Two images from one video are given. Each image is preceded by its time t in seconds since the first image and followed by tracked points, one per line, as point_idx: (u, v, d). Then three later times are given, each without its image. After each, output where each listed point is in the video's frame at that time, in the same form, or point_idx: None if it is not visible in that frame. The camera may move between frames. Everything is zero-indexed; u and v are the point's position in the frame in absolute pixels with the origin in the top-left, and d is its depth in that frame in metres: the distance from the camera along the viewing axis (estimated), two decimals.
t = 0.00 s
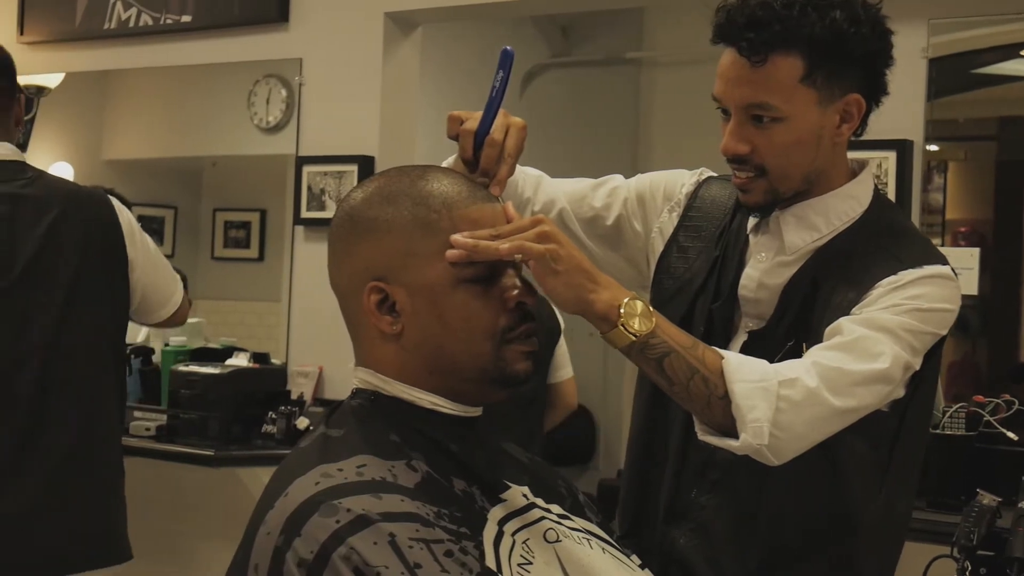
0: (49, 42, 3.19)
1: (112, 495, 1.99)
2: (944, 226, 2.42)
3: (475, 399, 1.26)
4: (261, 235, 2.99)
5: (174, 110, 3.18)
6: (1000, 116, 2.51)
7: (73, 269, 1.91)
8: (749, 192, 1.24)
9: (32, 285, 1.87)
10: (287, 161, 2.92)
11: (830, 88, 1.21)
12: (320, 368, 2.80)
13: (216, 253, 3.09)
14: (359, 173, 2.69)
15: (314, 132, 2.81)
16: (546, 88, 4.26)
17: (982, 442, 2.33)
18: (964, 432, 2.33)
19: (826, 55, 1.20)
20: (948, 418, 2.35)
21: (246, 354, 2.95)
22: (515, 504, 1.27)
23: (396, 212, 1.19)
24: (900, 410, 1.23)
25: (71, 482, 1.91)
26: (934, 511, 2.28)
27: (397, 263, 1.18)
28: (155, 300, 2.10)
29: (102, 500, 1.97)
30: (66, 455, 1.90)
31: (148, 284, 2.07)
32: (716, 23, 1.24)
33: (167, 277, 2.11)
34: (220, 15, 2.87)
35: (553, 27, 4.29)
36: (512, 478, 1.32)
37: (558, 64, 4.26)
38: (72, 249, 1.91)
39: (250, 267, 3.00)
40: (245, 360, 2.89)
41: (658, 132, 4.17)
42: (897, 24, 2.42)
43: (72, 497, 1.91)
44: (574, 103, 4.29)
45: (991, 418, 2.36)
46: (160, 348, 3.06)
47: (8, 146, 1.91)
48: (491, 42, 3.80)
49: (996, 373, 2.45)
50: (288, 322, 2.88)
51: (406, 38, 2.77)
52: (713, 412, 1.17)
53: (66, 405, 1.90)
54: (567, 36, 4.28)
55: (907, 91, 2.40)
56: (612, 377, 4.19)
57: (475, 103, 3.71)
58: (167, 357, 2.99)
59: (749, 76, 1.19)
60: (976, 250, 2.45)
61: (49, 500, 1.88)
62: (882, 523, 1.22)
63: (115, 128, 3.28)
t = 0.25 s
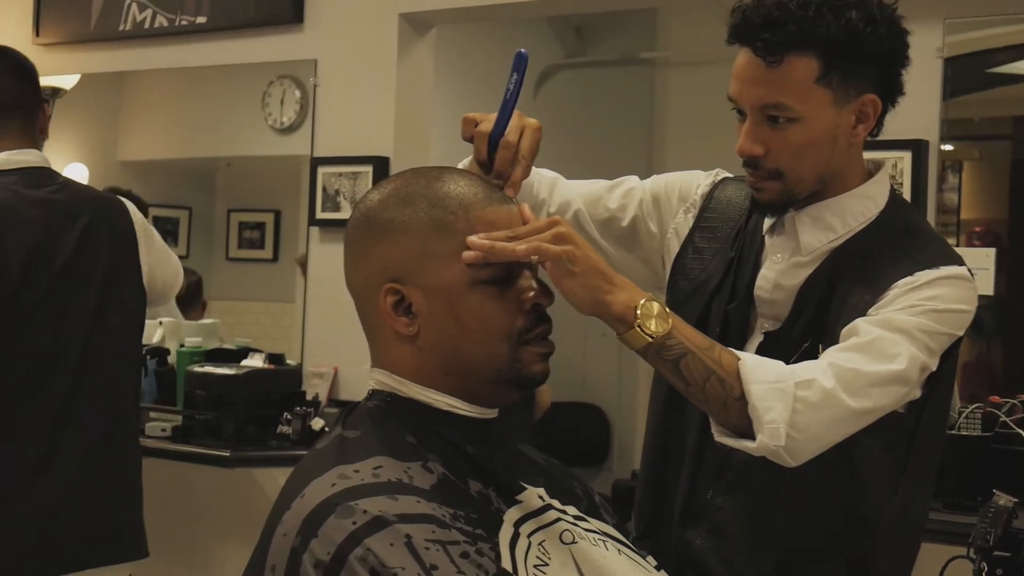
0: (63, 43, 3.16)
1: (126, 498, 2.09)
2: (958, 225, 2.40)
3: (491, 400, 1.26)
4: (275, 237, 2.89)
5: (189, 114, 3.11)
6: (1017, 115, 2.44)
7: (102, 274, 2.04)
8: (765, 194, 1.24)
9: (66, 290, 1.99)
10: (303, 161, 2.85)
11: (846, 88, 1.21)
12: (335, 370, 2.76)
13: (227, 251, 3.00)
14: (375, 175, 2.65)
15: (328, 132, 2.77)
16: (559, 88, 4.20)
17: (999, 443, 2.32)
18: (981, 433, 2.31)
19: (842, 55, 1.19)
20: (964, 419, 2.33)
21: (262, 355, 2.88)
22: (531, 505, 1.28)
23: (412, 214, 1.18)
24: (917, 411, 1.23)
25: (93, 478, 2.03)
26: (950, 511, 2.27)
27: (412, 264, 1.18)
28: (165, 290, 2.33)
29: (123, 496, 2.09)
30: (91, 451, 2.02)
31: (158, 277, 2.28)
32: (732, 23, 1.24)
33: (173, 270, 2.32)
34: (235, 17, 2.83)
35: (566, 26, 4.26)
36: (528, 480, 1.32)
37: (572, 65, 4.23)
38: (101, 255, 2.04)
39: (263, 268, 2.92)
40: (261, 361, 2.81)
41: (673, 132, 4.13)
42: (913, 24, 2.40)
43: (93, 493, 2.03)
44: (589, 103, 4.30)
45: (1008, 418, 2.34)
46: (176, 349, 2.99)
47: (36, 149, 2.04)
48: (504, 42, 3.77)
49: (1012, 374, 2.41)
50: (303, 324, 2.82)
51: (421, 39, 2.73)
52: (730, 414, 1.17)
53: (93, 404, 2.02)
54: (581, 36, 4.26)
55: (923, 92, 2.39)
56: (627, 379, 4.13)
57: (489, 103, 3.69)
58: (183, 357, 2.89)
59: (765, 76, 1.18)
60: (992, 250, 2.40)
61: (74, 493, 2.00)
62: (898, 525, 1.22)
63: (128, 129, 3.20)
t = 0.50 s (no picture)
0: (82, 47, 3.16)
1: (143, 501, 2.10)
2: (974, 226, 2.39)
3: (508, 403, 1.26)
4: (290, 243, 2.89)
5: (206, 117, 3.08)
6: None
7: (133, 280, 2.10)
8: (782, 196, 1.24)
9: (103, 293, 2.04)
10: (320, 163, 2.83)
11: (863, 90, 1.20)
12: (350, 372, 2.75)
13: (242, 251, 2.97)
14: (390, 177, 2.64)
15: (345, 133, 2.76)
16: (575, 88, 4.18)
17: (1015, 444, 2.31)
18: (998, 435, 2.31)
19: (860, 56, 1.19)
20: (980, 422, 2.35)
21: (277, 358, 2.87)
22: (548, 508, 1.27)
23: (429, 217, 1.18)
24: (935, 413, 1.22)
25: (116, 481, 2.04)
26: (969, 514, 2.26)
27: (429, 266, 1.18)
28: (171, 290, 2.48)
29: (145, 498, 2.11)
30: (115, 455, 2.03)
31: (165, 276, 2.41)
32: (749, 25, 1.24)
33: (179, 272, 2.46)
34: (251, 20, 2.83)
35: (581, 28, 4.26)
36: (545, 482, 1.32)
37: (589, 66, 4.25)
38: (133, 261, 2.11)
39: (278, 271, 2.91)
40: (276, 363, 2.81)
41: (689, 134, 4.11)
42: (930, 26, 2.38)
43: (118, 494, 2.04)
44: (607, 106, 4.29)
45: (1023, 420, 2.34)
46: (192, 351, 3.00)
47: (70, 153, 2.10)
48: (519, 44, 3.76)
49: None
50: (319, 325, 2.80)
51: (436, 41, 2.71)
52: (747, 416, 1.17)
53: (121, 406, 2.05)
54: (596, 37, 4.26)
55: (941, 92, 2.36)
56: (642, 381, 4.12)
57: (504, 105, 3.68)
58: (199, 359, 2.91)
59: (782, 78, 1.18)
60: (1009, 252, 2.41)
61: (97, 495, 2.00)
62: (916, 528, 1.21)
63: (146, 131, 3.17)
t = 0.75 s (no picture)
0: (98, 50, 3.16)
1: (164, 503, 2.04)
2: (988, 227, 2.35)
3: (523, 405, 1.26)
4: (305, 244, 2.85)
5: (227, 118, 3.04)
6: None
7: (156, 277, 2.07)
8: (798, 197, 1.24)
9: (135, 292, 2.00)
10: (335, 167, 2.80)
11: (879, 91, 1.20)
12: (365, 373, 2.73)
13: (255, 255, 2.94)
14: (404, 179, 2.62)
15: (360, 136, 2.75)
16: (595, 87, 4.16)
17: None
18: (1014, 437, 2.30)
19: (876, 58, 1.19)
20: (996, 424, 2.34)
21: (291, 360, 2.87)
22: (563, 510, 1.27)
23: (445, 220, 1.19)
24: (951, 416, 1.22)
25: (138, 483, 1.98)
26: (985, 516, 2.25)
27: (444, 268, 1.18)
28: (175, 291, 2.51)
29: (170, 500, 2.06)
30: (140, 457, 1.99)
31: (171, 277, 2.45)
32: (766, 26, 1.24)
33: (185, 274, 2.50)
34: (267, 22, 2.83)
35: (594, 30, 4.26)
36: (560, 485, 1.32)
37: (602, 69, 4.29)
38: (157, 261, 2.08)
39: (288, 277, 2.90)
40: (291, 366, 2.81)
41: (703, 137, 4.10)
42: (947, 28, 2.37)
43: (146, 497, 2.00)
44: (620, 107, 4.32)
45: None
46: (207, 354, 2.99)
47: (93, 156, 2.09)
48: (532, 46, 3.76)
49: None
50: (332, 327, 2.80)
51: (450, 43, 2.70)
52: (762, 418, 1.17)
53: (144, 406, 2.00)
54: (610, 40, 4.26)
55: (956, 94, 2.36)
56: (656, 383, 4.13)
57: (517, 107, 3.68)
58: (215, 361, 2.92)
59: (799, 79, 1.18)
60: None
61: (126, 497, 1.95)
62: (931, 530, 1.21)
63: (161, 133, 3.15)
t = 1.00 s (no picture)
0: (113, 53, 3.11)
1: (188, 497, 2.07)
2: (1006, 229, 2.36)
3: (541, 407, 1.25)
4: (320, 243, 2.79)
5: (237, 119, 2.98)
6: None
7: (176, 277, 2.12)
8: (815, 198, 1.24)
9: (159, 291, 2.05)
10: (349, 170, 2.74)
11: (897, 93, 1.20)
12: (381, 375, 2.66)
13: (269, 259, 2.89)
14: (421, 181, 2.57)
15: (375, 139, 2.68)
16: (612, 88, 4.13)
17: None
18: None
19: (894, 59, 1.19)
20: (1014, 425, 2.33)
21: (308, 362, 2.79)
22: (581, 511, 1.27)
23: (463, 221, 1.19)
24: (969, 418, 1.22)
25: (162, 476, 2.01)
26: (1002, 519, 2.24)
27: (462, 270, 1.18)
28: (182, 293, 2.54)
29: (197, 492, 2.10)
30: (163, 450, 2.02)
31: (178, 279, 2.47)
32: (783, 29, 1.24)
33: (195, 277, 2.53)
34: (283, 24, 2.78)
35: (610, 31, 4.25)
36: (577, 486, 1.32)
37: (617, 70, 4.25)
38: (174, 260, 2.13)
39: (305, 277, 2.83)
40: (307, 367, 2.75)
41: (719, 140, 4.05)
42: (966, 29, 2.36)
43: (170, 490, 2.02)
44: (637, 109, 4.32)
45: None
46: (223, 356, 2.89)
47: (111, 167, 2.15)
48: (547, 48, 3.74)
49: None
50: (348, 326, 2.73)
51: (467, 45, 2.66)
52: (780, 420, 1.17)
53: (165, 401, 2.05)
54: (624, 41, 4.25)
55: (974, 95, 2.35)
56: (670, 387, 4.16)
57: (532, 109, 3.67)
58: (231, 362, 2.84)
59: (817, 81, 1.18)
60: None
61: (154, 488, 1.99)
62: (949, 532, 1.21)
63: (176, 134, 3.08)
